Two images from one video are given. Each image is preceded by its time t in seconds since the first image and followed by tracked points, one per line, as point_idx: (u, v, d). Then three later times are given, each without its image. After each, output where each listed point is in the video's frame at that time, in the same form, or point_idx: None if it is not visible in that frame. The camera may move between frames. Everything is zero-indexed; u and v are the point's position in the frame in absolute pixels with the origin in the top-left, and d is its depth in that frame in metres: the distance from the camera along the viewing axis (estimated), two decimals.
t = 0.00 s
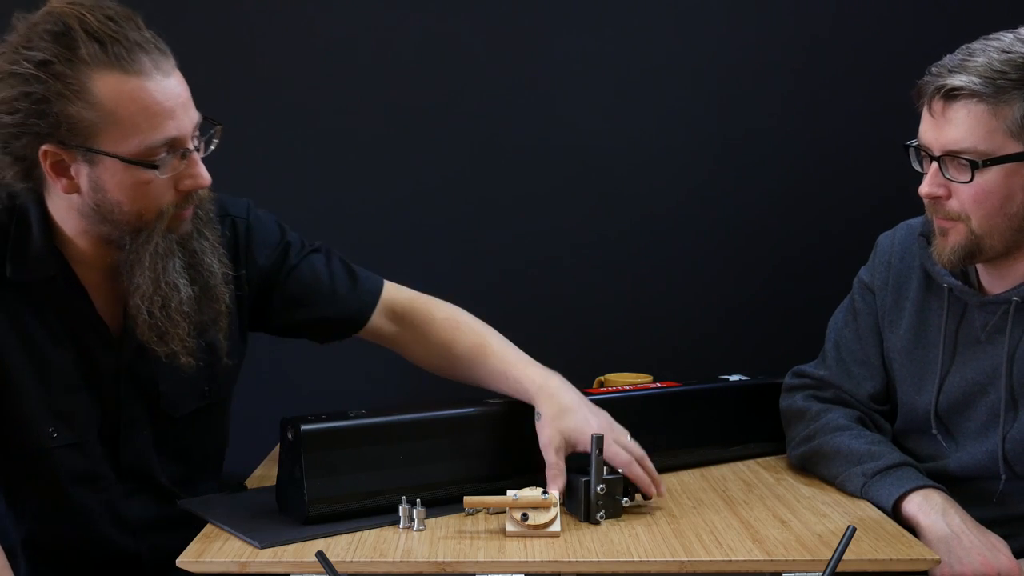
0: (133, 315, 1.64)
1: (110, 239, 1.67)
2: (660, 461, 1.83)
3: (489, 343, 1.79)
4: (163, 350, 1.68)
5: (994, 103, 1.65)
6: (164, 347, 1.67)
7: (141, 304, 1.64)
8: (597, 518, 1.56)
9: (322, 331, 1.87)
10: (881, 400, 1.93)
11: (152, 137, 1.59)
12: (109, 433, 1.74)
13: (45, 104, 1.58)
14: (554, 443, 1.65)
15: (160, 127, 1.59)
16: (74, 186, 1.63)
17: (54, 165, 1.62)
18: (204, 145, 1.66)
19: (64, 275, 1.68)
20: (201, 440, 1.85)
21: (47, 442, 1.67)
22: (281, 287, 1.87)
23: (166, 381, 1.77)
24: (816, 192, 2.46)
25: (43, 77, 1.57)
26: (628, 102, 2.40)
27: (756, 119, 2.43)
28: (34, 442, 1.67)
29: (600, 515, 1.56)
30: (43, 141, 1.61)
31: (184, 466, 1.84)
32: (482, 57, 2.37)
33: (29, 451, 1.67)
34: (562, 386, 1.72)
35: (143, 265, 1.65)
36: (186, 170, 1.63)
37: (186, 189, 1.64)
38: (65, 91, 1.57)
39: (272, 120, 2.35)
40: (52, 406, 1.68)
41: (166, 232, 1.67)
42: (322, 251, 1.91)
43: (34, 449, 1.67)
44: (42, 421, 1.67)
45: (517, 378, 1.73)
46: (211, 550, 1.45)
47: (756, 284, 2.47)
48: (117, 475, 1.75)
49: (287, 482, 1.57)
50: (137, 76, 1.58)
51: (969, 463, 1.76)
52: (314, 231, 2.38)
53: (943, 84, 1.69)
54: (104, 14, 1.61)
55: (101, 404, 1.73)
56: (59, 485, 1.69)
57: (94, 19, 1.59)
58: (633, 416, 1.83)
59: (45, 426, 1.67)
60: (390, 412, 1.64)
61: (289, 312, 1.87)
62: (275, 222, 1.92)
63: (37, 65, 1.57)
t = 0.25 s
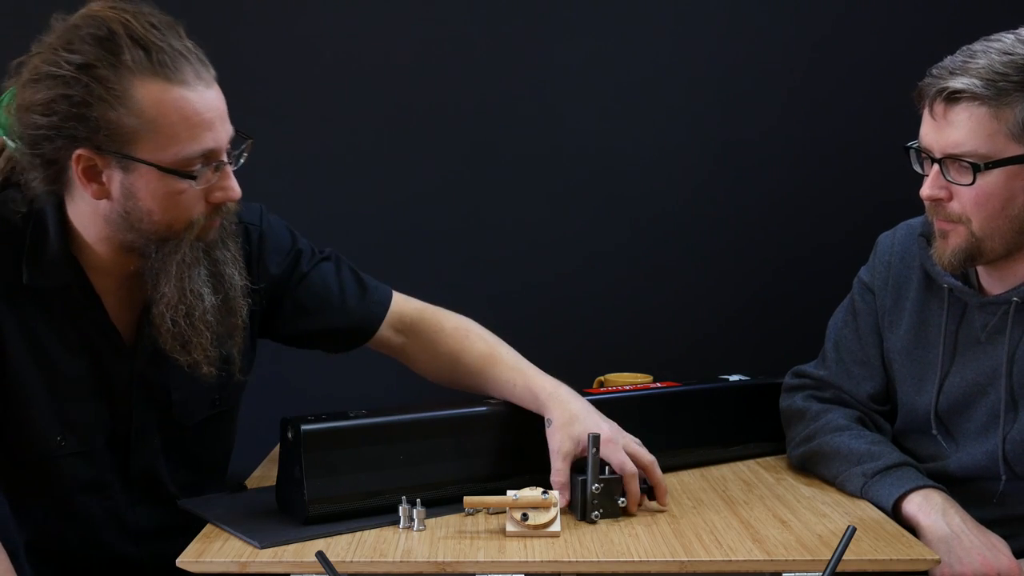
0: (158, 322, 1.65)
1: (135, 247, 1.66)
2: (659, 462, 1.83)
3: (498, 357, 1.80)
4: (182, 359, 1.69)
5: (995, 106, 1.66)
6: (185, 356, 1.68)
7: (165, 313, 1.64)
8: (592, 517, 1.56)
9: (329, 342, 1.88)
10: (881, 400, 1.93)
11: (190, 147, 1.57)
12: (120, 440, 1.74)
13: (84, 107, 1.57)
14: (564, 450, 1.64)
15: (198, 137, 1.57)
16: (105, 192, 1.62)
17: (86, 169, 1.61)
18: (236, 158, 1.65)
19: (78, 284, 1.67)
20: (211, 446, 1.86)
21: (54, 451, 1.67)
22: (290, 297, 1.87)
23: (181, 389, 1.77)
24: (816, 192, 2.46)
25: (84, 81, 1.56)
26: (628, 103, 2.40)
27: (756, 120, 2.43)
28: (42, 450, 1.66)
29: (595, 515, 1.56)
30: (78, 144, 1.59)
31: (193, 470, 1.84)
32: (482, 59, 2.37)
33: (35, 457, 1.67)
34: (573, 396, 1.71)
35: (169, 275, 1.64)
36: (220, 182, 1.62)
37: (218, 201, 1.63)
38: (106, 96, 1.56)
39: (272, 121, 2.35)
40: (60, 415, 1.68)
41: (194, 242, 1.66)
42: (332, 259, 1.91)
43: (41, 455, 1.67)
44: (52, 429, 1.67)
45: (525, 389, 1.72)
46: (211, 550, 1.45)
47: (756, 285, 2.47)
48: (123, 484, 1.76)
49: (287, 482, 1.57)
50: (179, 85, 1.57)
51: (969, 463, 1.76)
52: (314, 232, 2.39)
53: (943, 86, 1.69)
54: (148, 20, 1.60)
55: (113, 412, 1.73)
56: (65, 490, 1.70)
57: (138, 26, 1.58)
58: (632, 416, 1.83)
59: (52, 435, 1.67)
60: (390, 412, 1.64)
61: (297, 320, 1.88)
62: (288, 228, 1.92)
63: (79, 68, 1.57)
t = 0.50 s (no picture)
0: (166, 322, 1.66)
1: (147, 246, 1.65)
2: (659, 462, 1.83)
3: (500, 359, 1.79)
4: (185, 362, 1.69)
5: (992, 109, 1.65)
6: (188, 359, 1.69)
7: (174, 313, 1.65)
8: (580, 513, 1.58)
9: (325, 346, 1.89)
10: (881, 400, 1.93)
11: (219, 149, 1.58)
12: (121, 443, 1.75)
13: (115, 101, 1.56)
14: (573, 447, 1.65)
15: (226, 139, 1.58)
16: (127, 188, 1.61)
17: (110, 163, 1.60)
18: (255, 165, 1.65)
19: (82, 287, 1.66)
20: (214, 450, 1.86)
21: (54, 452, 1.67)
22: (288, 298, 1.87)
23: (184, 392, 1.77)
24: (815, 192, 2.46)
25: (119, 75, 1.56)
26: (628, 103, 2.40)
27: (755, 121, 2.43)
28: (42, 451, 1.66)
29: (583, 511, 1.58)
30: (105, 138, 1.58)
31: (195, 471, 1.84)
32: (481, 59, 2.37)
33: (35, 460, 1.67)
34: (578, 393, 1.71)
35: (181, 276, 1.65)
36: (240, 186, 1.62)
37: (236, 205, 1.64)
38: (140, 91, 1.55)
39: (272, 121, 2.35)
40: (61, 416, 1.68)
41: (207, 244, 1.67)
42: (329, 263, 1.92)
43: (42, 458, 1.67)
44: (53, 432, 1.67)
45: (530, 388, 1.72)
46: (211, 550, 1.45)
47: (756, 285, 2.47)
48: (124, 485, 1.76)
49: (287, 482, 1.57)
50: (212, 87, 1.58)
51: (969, 463, 1.76)
52: (314, 232, 2.39)
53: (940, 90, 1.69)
54: (183, 23, 1.61)
55: (114, 415, 1.73)
56: (65, 492, 1.70)
57: (175, 27, 1.59)
58: (633, 416, 1.83)
59: (53, 436, 1.67)
60: (390, 412, 1.64)
61: (294, 323, 1.88)
62: (287, 230, 1.92)
63: (116, 62, 1.56)
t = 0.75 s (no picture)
0: (176, 319, 1.67)
1: (158, 245, 1.65)
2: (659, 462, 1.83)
3: (498, 361, 1.80)
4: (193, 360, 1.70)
5: (987, 113, 1.66)
6: (198, 358, 1.70)
7: (185, 309, 1.66)
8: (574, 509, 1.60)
9: (322, 346, 1.89)
10: (881, 400, 1.93)
11: (232, 142, 1.59)
12: (122, 443, 1.74)
13: (131, 96, 1.58)
14: (575, 448, 1.65)
15: (240, 133, 1.59)
16: (141, 183, 1.61)
17: (124, 159, 1.61)
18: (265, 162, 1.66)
19: (86, 286, 1.66)
20: (214, 448, 1.86)
21: (55, 452, 1.67)
22: (287, 298, 1.87)
23: (186, 390, 1.77)
24: (815, 192, 2.46)
25: (135, 70, 1.58)
26: (628, 103, 2.40)
27: (754, 121, 2.43)
28: (43, 451, 1.66)
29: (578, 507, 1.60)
30: (120, 133, 1.59)
31: (196, 471, 1.85)
32: (480, 60, 2.37)
33: (35, 459, 1.67)
34: (579, 393, 1.71)
35: (193, 273, 1.66)
36: (252, 181, 1.64)
37: (247, 201, 1.64)
38: (155, 85, 1.57)
39: (272, 121, 2.35)
40: (62, 416, 1.67)
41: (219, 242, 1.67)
42: (325, 264, 1.92)
43: (43, 458, 1.66)
44: (53, 432, 1.66)
45: (531, 389, 1.72)
46: (211, 550, 1.45)
47: (756, 285, 2.47)
48: (125, 484, 1.76)
49: (287, 482, 1.57)
50: (226, 82, 1.60)
51: (969, 463, 1.76)
52: (314, 232, 2.39)
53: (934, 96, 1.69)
54: (198, 23, 1.65)
55: (116, 415, 1.73)
56: (65, 492, 1.70)
57: (191, 26, 1.62)
58: (633, 416, 1.83)
59: (55, 435, 1.67)
60: (390, 412, 1.64)
61: (291, 323, 1.87)
62: (284, 229, 1.92)
63: (132, 58, 1.59)
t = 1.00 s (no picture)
0: (172, 314, 1.67)
1: (161, 239, 1.65)
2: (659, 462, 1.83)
3: (497, 360, 1.80)
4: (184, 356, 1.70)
5: (984, 114, 1.66)
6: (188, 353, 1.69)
7: (179, 304, 1.66)
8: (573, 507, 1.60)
9: (320, 345, 1.89)
10: (881, 400, 1.93)
11: (237, 136, 1.59)
12: (122, 442, 1.74)
13: (138, 88, 1.58)
14: (575, 448, 1.65)
15: (244, 128, 1.60)
16: (146, 176, 1.61)
17: (130, 151, 1.61)
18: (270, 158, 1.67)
19: (87, 284, 1.65)
20: (213, 448, 1.85)
21: (56, 452, 1.67)
22: (286, 297, 1.87)
23: (186, 389, 1.77)
24: (815, 193, 2.46)
25: (143, 63, 1.59)
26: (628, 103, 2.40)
27: (754, 121, 2.43)
28: (44, 451, 1.66)
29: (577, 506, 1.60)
30: (125, 125, 1.60)
31: (196, 470, 1.85)
32: (480, 60, 2.37)
33: (35, 458, 1.67)
34: (579, 393, 1.71)
35: (189, 269, 1.66)
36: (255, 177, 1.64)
37: (249, 197, 1.65)
38: (163, 77, 1.58)
39: (271, 121, 2.35)
40: (63, 416, 1.67)
41: (220, 238, 1.67)
42: (324, 264, 1.92)
43: (43, 457, 1.66)
44: (52, 431, 1.66)
45: (531, 389, 1.72)
46: (211, 550, 1.45)
47: (756, 285, 2.47)
48: (125, 484, 1.76)
49: (287, 483, 1.57)
50: (232, 78, 1.61)
51: (969, 463, 1.76)
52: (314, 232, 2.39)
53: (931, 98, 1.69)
54: (206, 21, 1.66)
55: (115, 413, 1.73)
56: (65, 491, 1.70)
57: (199, 23, 1.63)
58: (633, 416, 1.83)
59: (55, 435, 1.67)
60: (390, 412, 1.64)
61: (289, 322, 1.87)
62: (282, 229, 1.92)
63: (141, 51, 1.59)
